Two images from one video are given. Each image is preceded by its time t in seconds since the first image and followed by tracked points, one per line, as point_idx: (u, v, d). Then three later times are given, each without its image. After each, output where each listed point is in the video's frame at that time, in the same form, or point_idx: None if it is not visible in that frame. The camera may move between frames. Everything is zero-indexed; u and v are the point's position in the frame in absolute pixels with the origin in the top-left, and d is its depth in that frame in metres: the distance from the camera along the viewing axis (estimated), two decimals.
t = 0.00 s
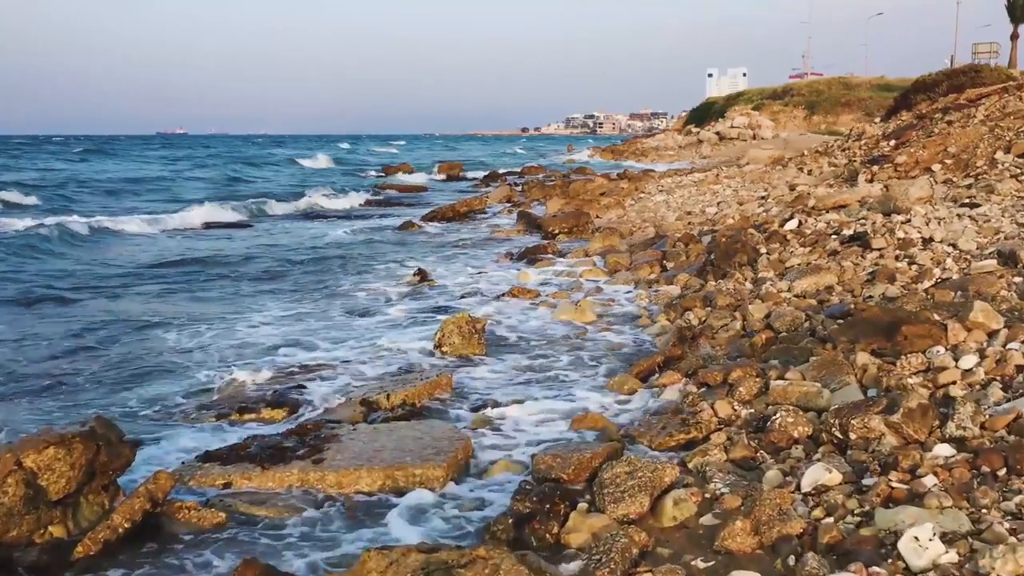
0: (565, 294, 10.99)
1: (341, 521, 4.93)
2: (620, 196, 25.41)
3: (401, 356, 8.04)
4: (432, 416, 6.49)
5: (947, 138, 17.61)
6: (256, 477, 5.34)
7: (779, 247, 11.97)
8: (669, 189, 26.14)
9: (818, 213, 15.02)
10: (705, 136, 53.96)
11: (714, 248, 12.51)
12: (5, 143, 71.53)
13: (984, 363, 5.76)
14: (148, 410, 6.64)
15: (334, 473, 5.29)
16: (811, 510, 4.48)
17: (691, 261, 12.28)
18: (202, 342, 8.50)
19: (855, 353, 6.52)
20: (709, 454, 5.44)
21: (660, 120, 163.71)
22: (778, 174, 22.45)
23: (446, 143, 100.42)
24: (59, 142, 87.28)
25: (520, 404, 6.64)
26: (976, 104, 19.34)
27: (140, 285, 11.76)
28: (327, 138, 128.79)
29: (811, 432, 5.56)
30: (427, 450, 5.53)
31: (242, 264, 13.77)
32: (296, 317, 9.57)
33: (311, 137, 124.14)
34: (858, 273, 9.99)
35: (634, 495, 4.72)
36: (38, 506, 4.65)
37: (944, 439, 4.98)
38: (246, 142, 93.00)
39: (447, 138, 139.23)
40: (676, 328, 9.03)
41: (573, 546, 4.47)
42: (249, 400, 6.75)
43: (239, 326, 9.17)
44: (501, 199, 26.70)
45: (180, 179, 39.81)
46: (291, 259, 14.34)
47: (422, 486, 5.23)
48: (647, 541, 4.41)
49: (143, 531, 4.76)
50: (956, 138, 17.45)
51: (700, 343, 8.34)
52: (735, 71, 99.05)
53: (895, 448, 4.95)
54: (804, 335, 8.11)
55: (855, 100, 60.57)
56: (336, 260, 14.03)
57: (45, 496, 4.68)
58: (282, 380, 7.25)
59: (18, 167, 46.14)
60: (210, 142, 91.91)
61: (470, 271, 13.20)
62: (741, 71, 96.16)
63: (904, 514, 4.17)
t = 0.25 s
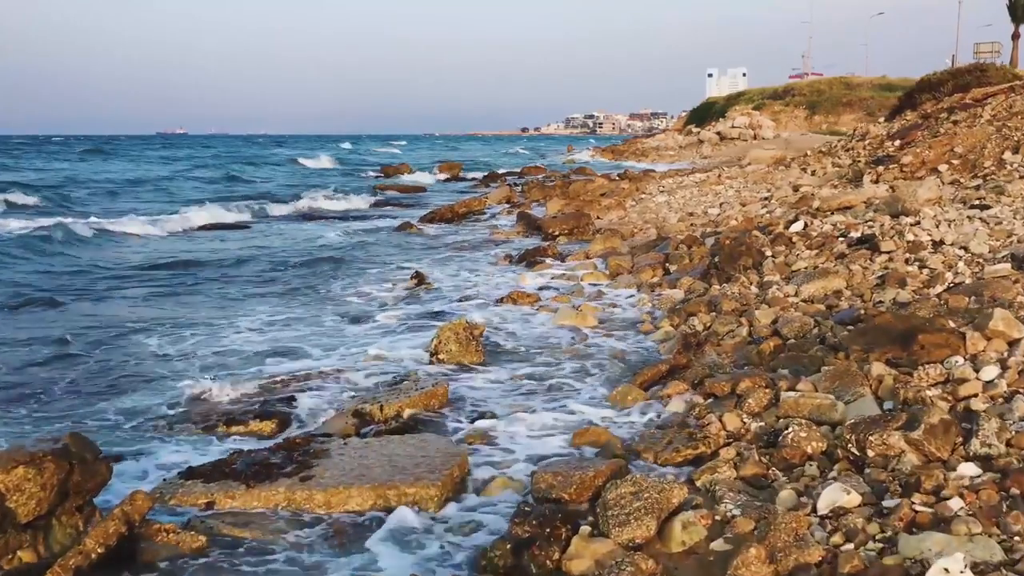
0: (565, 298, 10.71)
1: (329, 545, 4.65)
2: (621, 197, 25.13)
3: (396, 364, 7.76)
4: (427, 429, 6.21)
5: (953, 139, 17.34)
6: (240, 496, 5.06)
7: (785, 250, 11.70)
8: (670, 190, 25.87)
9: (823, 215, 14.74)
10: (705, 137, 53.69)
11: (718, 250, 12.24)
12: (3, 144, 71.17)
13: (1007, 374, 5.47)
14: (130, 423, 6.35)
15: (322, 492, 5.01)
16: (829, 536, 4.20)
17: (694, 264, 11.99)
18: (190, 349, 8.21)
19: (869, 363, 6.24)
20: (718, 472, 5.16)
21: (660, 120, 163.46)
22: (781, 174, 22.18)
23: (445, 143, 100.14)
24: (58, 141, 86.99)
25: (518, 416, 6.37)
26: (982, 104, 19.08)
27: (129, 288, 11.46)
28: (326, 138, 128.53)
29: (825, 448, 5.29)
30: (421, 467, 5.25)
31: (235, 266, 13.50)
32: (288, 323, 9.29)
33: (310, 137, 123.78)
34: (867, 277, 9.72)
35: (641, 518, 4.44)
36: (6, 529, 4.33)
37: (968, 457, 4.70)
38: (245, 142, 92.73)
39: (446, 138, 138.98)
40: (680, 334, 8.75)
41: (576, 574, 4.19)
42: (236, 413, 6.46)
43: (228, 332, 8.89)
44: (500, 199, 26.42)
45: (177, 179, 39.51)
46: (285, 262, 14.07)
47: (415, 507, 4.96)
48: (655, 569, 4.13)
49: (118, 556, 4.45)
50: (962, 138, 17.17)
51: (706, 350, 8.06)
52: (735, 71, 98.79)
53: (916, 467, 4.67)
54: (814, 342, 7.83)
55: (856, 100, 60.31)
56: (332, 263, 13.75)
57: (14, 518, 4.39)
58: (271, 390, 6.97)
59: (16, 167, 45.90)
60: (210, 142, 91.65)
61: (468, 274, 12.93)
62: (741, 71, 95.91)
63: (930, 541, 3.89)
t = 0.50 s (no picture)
0: (566, 302, 10.44)
1: (314, 571, 4.37)
2: (622, 197, 24.85)
3: (390, 373, 7.49)
4: (421, 444, 5.94)
5: (960, 139, 17.06)
6: (222, 517, 4.78)
7: (791, 253, 11.42)
8: (672, 190, 25.61)
9: (828, 216, 14.47)
10: (706, 137, 53.40)
11: (722, 253, 11.96)
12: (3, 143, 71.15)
13: None
14: (110, 438, 6.07)
15: (309, 514, 4.73)
16: (850, 564, 3.91)
17: (698, 267, 11.72)
18: (177, 357, 7.94)
19: (884, 373, 5.96)
20: (728, 491, 4.87)
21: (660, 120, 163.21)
22: (784, 175, 21.91)
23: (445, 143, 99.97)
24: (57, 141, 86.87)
25: (517, 430, 6.10)
26: (989, 103, 18.81)
27: (117, 291, 11.18)
28: (326, 138, 128.23)
29: (841, 465, 5.01)
30: (414, 485, 4.97)
31: (229, 269, 13.23)
32: (280, 329, 9.02)
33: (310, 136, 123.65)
34: (877, 281, 9.45)
35: (648, 543, 4.16)
36: None
37: (995, 477, 4.42)
38: (245, 142, 92.55)
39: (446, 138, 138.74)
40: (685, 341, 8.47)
41: None
42: (222, 428, 6.19)
43: (218, 338, 8.61)
44: (500, 200, 26.15)
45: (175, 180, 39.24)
46: (280, 264, 13.79)
47: (408, 529, 4.68)
48: None
49: None
50: (969, 138, 16.90)
51: (712, 358, 7.78)
52: (735, 71, 98.54)
53: (940, 488, 4.39)
54: (824, 350, 7.56)
55: (857, 100, 60.04)
56: (327, 266, 13.47)
57: None
58: (259, 403, 6.69)
59: (13, 167, 45.65)
60: (209, 142, 91.48)
61: (466, 277, 12.66)
62: (742, 71, 95.67)
63: (961, 571, 3.60)
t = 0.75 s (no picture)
0: (567, 306, 10.16)
1: None
2: (623, 198, 24.58)
3: (384, 383, 7.21)
4: (415, 459, 5.66)
5: (967, 139, 16.78)
6: (203, 540, 4.49)
7: (797, 255, 11.14)
8: (673, 191, 25.33)
9: (834, 217, 14.19)
10: (707, 137, 53.12)
11: (727, 256, 11.69)
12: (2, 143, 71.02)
13: None
14: (89, 455, 5.80)
15: (295, 537, 4.44)
16: None
17: (702, 270, 11.44)
18: (163, 366, 7.66)
19: (901, 385, 5.68)
20: (740, 512, 4.59)
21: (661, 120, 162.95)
22: (787, 175, 21.63)
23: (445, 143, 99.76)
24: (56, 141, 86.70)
25: (515, 444, 5.83)
26: (995, 103, 18.54)
27: (106, 295, 10.91)
28: (325, 138, 127.98)
29: (859, 484, 4.73)
30: (407, 505, 4.70)
31: (222, 272, 12.96)
32: (271, 336, 8.74)
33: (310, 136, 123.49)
34: (887, 285, 9.17)
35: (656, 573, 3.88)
36: None
37: None
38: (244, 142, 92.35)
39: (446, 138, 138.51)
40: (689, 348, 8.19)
41: None
42: (208, 444, 5.92)
43: (207, 346, 8.33)
44: (499, 200, 25.87)
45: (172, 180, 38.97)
46: (275, 267, 13.53)
47: (399, 555, 4.40)
48: None
49: None
50: (976, 138, 16.61)
51: (718, 366, 7.50)
52: (736, 71, 98.26)
53: (968, 512, 4.11)
54: (835, 358, 7.28)
55: (858, 100, 59.77)
56: (323, 269, 13.20)
57: None
58: (248, 416, 6.42)
59: (10, 166, 45.36)
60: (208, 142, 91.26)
61: (465, 281, 12.40)
62: (742, 70, 95.39)
63: None
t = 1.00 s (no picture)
0: (567, 311, 9.89)
1: None
2: (624, 199, 24.30)
3: (379, 393, 6.93)
4: (410, 477, 5.40)
5: (974, 138, 16.50)
6: (182, 566, 4.21)
7: (803, 258, 10.87)
8: (674, 191, 25.06)
9: (840, 219, 13.91)
10: (707, 137, 52.86)
11: (731, 259, 11.41)
12: None
13: None
14: (64, 474, 5.52)
15: (280, 564, 4.16)
16: None
17: (706, 274, 11.16)
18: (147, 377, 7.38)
19: (920, 399, 5.40)
20: (753, 536, 4.31)
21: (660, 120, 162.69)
22: (790, 175, 21.35)
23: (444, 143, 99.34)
24: (53, 141, 86.29)
25: (513, 460, 5.56)
26: (1002, 102, 18.27)
27: (94, 299, 10.63)
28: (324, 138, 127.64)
29: (879, 506, 4.45)
30: (398, 527, 4.41)
31: (214, 276, 12.68)
32: (262, 343, 8.47)
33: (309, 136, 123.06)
34: (898, 290, 8.90)
35: None
36: None
37: None
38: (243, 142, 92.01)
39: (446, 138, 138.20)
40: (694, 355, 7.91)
41: None
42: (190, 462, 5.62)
43: (194, 354, 8.06)
44: (499, 201, 25.59)
45: (169, 180, 38.66)
46: (269, 270, 13.25)
47: None
48: None
49: None
50: (984, 138, 16.32)
51: (725, 376, 7.23)
52: (736, 71, 98.00)
53: (1000, 539, 3.83)
54: (847, 367, 7.00)
55: (859, 100, 59.49)
56: (318, 273, 12.93)
57: None
58: (234, 432, 6.14)
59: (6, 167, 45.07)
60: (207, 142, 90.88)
61: (463, 285, 12.12)
62: (742, 70, 95.17)
63: None
